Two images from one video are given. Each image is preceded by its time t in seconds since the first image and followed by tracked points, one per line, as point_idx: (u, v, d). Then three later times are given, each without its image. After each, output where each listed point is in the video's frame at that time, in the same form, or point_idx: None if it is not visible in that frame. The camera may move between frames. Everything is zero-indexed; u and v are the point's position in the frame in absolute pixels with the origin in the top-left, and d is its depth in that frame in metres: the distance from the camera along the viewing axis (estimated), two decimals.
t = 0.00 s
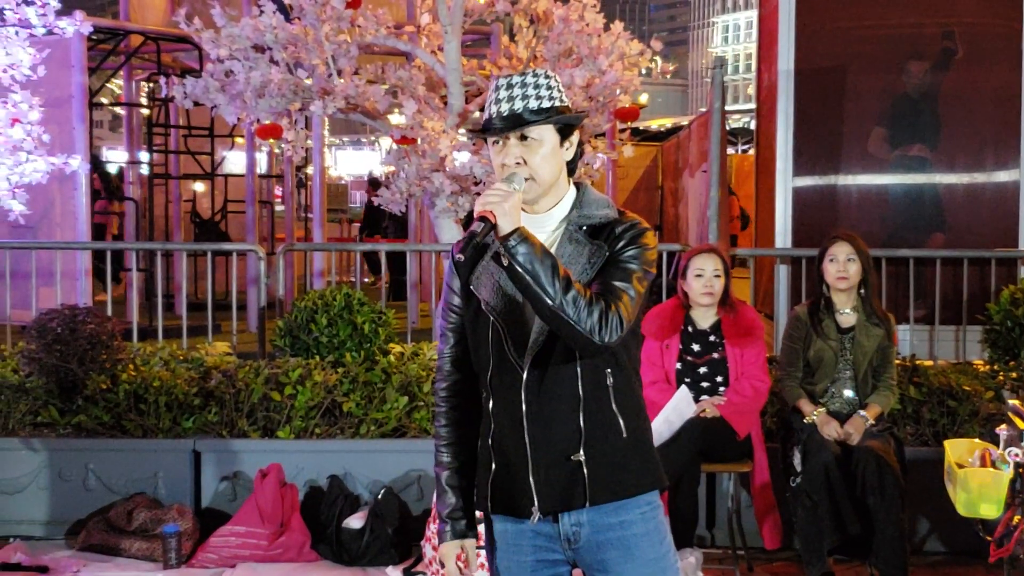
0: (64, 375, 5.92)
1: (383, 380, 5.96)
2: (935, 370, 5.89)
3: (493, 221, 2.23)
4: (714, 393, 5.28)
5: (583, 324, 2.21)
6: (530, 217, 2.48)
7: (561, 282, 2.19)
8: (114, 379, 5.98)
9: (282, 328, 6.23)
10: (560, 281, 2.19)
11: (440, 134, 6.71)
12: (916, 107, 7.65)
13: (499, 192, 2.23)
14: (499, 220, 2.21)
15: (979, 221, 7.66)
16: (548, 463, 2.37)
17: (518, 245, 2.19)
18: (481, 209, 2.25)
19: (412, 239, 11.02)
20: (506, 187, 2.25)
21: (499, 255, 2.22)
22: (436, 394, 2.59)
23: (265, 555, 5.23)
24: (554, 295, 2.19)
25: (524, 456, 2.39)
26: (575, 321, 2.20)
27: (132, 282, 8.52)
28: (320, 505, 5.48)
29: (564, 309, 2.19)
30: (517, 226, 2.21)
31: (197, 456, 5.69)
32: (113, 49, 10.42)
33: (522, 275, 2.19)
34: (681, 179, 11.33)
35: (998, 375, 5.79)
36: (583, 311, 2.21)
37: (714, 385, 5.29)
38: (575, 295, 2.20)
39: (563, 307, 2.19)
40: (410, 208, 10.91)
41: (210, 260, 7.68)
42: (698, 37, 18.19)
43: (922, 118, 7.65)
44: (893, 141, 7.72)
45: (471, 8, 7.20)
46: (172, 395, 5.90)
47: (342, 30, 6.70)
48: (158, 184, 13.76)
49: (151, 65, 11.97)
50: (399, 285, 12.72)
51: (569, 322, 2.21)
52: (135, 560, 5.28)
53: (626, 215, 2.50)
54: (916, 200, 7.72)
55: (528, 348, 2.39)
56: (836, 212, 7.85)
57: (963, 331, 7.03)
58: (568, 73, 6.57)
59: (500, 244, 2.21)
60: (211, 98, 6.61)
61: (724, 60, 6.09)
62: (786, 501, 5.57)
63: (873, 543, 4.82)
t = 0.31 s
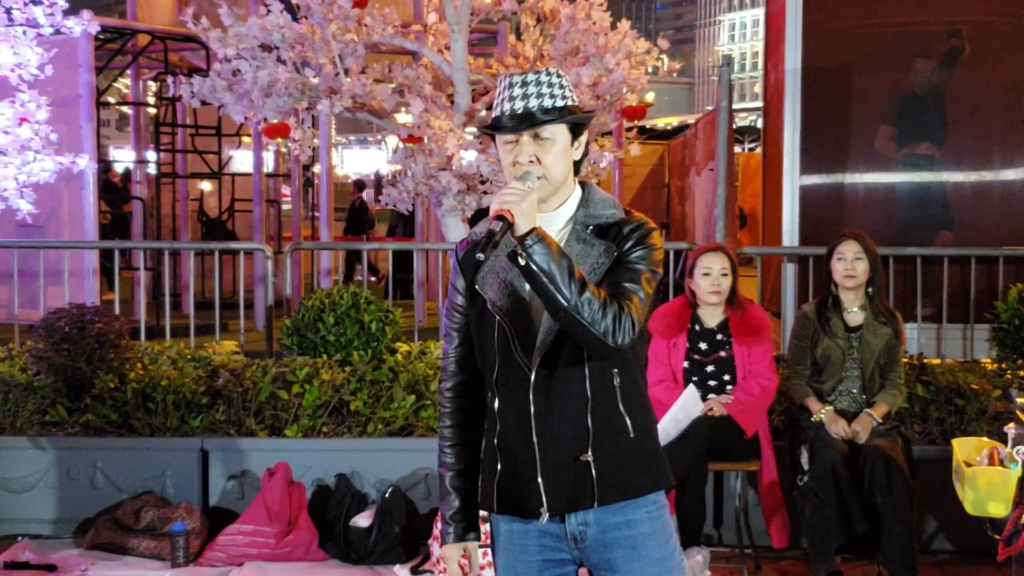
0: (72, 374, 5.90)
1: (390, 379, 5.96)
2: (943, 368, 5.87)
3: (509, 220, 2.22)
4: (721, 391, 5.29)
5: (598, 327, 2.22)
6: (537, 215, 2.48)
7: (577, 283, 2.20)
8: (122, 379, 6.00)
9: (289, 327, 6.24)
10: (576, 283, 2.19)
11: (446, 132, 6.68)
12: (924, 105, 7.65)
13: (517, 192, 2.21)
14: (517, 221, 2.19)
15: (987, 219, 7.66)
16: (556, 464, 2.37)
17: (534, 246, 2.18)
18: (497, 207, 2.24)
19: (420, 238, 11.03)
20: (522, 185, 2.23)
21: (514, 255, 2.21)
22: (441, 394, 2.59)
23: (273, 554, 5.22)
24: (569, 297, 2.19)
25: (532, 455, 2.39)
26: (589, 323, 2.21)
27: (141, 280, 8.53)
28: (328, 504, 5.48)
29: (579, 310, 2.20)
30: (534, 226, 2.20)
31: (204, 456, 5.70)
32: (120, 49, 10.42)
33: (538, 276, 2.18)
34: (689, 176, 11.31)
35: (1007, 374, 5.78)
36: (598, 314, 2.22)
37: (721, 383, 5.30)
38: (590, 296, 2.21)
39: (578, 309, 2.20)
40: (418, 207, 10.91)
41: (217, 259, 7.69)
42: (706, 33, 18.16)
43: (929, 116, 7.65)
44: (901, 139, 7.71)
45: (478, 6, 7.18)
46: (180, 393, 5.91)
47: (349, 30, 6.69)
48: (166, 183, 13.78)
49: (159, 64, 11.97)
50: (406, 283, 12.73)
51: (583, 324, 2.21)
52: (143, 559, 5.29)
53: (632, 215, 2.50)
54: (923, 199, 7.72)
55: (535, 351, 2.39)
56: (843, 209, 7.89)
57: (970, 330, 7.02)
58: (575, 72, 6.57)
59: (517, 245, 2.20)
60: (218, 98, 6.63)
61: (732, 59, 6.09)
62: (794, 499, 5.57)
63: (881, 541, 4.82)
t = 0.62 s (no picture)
0: (77, 371, 5.91)
1: (395, 376, 5.96)
2: (948, 366, 5.87)
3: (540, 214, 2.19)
4: (726, 389, 5.29)
5: (621, 327, 2.23)
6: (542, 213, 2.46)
7: (604, 283, 2.20)
8: (127, 375, 6.01)
9: (294, 324, 6.24)
10: (603, 282, 2.19)
11: (451, 129, 6.68)
12: (929, 103, 7.67)
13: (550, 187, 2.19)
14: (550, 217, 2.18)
15: (992, 217, 7.70)
16: (568, 462, 2.37)
17: (564, 243, 2.17)
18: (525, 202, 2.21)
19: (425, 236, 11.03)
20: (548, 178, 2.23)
21: (542, 250, 2.19)
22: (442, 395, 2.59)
23: (278, 550, 5.22)
24: (596, 296, 2.19)
25: (541, 454, 2.39)
26: (614, 323, 2.22)
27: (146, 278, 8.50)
28: (334, 501, 5.49)
29: (603, 309, 2.20)
30: (564, 223, 2.19)
31: (210, 452, 5.70)
32: (126, 46, 10.43)
33: (567, 273, 2.17)
34: (693, 175, 11.32)
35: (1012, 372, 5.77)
36: (622, 313, 2.22)
37: (727, 381, 5.30)
38: (616, 296, 2.21)
39: (604, 308, 2.20)
40: (424, 205, 10.92)
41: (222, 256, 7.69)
42: (710, 33, 18.17)
43: (935, 114, 7.68)
44: (906, 137, 7.73)
45: (483, 4, 7.19)
46: (185, 390, 5.92)
47: (355, 27, 6.70)
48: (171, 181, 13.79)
49: (164, 61, 11.99)
50: (410, 281, 12.73)
51: (606, 323, 2.21)
52: (148, 555, 5.29)
53: (636, 213, 2.50)
54: (930, 196, 7.75)
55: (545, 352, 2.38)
56: (848, 207, 7.87)
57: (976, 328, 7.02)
58: (581, 69, 6.58)
59: (546, 240, 2.19)
60: (224, 95, 6.64)
61: (737, 56, 6.08)
62: (799, 497, 5.57)
63: (886, 539, 4.82)
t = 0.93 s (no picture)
0: (79, 369, 5.92)
1: (398, 374, 5.97)
2: (950, 364, 5.87)
3: (580, 204, 2.23)
4: (728, 386, 5.29)
5: (646, 325, 2.28)
6: (549, 214, 2.46)
7: (633, 281, 2.25)
8: (129, 374, 6.01)
9: (296, 322, 6.22)
10: (631, 280, 2.25)
11: (453, 127, 6.69)
12: (931, 101, 7.68)
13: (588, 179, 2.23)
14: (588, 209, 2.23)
15: (993, 214, 7.71)
16: (574, 463, 2.37)
17: (602, 235, 2.21)
18: (564, 193, 2.24)
19: (427, 233, 11.04)
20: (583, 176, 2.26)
21: (579, 244, 2.22)
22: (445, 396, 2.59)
23: (280, 548, 5.24)
24: (626, 293, 2.24)
25: (545, 454, 2.38)
26: (640, 321, 2.27)
27: (148, 276, 8.48)
28: (336, 499, 5.50)
29: (632, 305, 2.25)
30: (600, 219, 2.24)
31: (212, 450, 5.70)
32: (127, 44, 10.43)
33: (602, 266, 2.22)
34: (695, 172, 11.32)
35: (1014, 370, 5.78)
36: (647, 312, 2.27)
37: (729, 378, 5.30)
38: (642, 294, 2.27)
39: (633, 304, 2.26)
40: (426, 203, 10.93)
41: (224, 254, 7.70)
42: (712, 30, 18.19)
43: (936, 111, 7.68)
44: (908, 135, 7.74)
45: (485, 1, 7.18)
46: (187, 388, 5.93)
47: (357, 24, 6.70)
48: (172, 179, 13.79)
49: (166, 59, 11.99)
50: (412, 279, 12.74)
51: (634, 319, 2.26)
52: (150, 553, 5.30)
53: (641, 214, 2.50)
54: (931, 193, 7.77)
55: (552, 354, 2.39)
56: (851, 204, 7.87)
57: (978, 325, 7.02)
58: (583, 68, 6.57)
59: (581, 234, 2.22)
60: (226, 93, 6.64)
61: (738, 53, 6.08)
62: (801, 495, 5.57)
63: (889, 537, 4.83)
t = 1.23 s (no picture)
0: (79, 366, 5.92)
1: (397, 370, 5.97)
2: (950, 360, 5.87)
3: (608, 199, 2.26)
4: (728, 382, 5.29)
5: (663, 329, 2.30)
6: (559, 214, 2.49)
7: (654, 283, 2.28)
8: (128, 371, 6.01)
9: (296, 319, 6.21)
10: (653, 282, 2.27)
11: (453, 124, 6.69)
12: (931, 97, 7.67)
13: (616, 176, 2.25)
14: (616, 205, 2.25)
15: (992, 210, 7.71)
16: (578, 468, 2.36)
17: (627, 232, 2.24)
18: (592, 188, 2.26)
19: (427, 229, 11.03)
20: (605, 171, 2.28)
21: (606, 240, 2.25)
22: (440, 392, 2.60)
23: (280, 544, 5.24)
24: (648, 295, 2.26)
25: (544, 460, 2.37)
26: (659, 324, 2.29)
27: (147, 273, 8.47)
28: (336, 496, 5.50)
29: (654, 307, 2.27)
30: (625, 217, 2.26)
31: (212, 447, 5.70)
32: (127, 41, 10.42)
33: (626, 264, 2.25)
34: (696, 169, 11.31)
35: (1014, 365, 5.79)
36: (665, 316, 2.30)
37: (729, 374, 5.30)
38: (661, 298, 2.29)
39: (655, 306, 2.28)
40: (425, 200, 10.92)
41: (224, 251, 7.69)
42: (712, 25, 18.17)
43: (936, 107, 7.68)
44: (908, 131, 7.74)
45: None
46: (187, 385, 5.94)
47: (356, 21, 6.69)
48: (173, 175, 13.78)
49: (165, 55, 11.97)
50: (412, 276, 12.73)
51: (654, 323, 2.28)
52: (149, 550, 5.30)
53: (652, 218, 2.50)
54: (931, 189, 7.76)
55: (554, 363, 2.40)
56: (850, 201, 7.89)
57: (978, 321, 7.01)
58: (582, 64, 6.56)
59: (607, 230, 2.24)
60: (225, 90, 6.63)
61: (738, 49, 6.07)
62: (801, 491, 5.58)
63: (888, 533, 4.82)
